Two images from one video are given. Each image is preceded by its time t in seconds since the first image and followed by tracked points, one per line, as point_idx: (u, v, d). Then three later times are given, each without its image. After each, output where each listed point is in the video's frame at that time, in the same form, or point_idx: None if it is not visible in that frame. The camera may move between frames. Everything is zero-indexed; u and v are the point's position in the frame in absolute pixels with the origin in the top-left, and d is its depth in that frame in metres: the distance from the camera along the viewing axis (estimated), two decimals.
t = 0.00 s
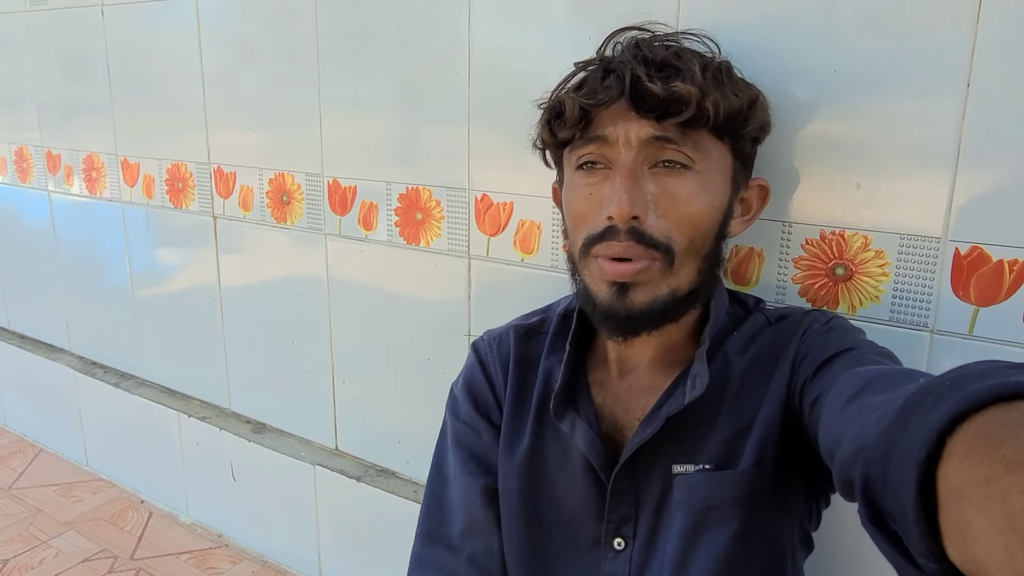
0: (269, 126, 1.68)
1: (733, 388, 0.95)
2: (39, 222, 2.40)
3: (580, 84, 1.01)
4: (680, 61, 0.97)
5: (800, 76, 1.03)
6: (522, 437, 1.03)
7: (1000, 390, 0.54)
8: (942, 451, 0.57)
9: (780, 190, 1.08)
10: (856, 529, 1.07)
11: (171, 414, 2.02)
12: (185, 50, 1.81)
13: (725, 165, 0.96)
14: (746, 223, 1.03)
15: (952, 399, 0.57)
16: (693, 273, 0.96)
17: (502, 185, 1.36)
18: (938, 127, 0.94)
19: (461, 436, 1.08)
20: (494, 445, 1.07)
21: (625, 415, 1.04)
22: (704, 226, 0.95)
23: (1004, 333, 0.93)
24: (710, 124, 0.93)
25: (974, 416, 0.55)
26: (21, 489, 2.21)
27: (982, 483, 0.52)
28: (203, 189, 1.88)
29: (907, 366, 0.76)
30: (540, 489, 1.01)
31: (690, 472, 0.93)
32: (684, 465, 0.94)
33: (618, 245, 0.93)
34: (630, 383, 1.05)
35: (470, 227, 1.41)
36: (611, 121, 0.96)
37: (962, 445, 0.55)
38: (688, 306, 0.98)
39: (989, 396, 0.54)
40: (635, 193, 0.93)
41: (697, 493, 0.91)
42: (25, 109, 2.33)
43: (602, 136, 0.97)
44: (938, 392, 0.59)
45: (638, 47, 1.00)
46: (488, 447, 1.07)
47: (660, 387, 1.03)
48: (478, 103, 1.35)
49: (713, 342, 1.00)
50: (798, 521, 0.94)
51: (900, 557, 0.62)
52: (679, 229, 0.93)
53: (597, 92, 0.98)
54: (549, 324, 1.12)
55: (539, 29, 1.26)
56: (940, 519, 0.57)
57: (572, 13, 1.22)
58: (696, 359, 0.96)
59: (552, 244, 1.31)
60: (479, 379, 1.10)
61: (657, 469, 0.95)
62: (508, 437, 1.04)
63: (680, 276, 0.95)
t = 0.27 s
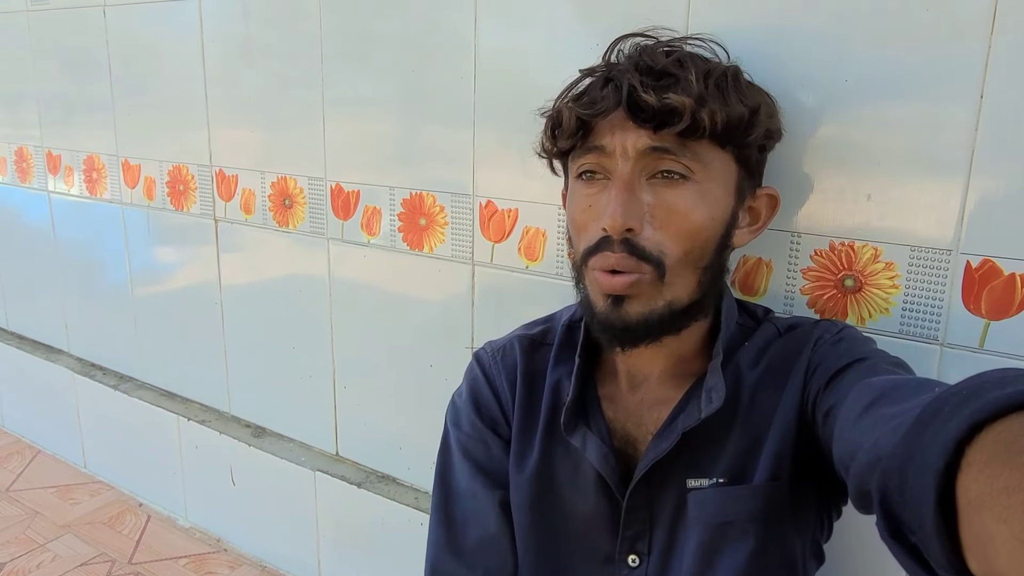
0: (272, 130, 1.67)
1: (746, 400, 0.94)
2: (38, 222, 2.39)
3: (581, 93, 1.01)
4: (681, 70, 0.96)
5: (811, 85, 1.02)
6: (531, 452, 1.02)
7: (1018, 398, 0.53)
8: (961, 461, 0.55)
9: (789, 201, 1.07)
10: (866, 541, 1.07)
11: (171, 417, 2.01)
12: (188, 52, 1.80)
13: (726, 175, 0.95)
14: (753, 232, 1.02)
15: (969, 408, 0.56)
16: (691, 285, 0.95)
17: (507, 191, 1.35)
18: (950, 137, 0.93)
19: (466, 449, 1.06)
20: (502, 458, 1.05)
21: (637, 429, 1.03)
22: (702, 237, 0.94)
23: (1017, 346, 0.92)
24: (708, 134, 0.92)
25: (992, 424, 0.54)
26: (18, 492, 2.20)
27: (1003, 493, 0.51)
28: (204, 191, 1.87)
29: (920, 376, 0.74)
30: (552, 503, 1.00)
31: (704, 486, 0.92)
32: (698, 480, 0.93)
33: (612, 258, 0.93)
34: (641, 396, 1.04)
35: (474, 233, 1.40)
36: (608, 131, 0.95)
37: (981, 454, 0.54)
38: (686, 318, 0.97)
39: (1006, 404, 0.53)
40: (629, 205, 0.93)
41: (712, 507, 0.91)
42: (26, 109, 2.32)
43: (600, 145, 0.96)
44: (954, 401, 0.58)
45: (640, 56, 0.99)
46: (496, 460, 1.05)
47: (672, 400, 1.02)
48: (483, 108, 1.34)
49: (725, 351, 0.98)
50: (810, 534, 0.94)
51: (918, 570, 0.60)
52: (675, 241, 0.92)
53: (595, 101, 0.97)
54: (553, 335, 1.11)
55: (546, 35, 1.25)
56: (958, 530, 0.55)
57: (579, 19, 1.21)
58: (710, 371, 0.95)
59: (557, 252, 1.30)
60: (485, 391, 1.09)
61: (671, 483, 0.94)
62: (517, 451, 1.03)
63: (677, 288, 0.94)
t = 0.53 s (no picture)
0: (267, 139, 1.67)
1: (743, 418, 0.94)
2: (34, 227, 2.39)
3: (588, 106, 0.99)
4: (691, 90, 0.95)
5: (805, 100, 1.02)
6: (524, 469, 1.01)
7: (1019, 426, 0.53)
8: (959, 489, 0.55)
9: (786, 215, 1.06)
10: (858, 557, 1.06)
11: (166, 424, 2.01)
12: (184, 59, 1.80)
13: (730, 199, 0.94)
14: (756, 254, 1.02)
15: (970, 436, 0.55)
16: (692, 309, 0.95)
17: (501, 202, 1.34)
18: (944, 154, 0.93)
19: (457, 463, 1.05)
20: (495, 474, 1.05)
21: (632, 447, 1.03)
22: (704, 262, 0.93)
23: (1010, 364, 0.92)
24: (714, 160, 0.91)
25: (992, 453, 0.53)
26: (13, 497, 2.20)
27: (1002, 523, 0.50)
28: (200, 198, 1.86)
29: (919, 400, 0.74)
30: (544, 520, 1.00)
31: (699, 504, 0.92)
32: (693, 497, 0.92)
33: (614, 280, 0.92)
34: (637, 413, 1.04)
35: (468, 244, 1.40)
36: (615, 150, 0.94)
37: (980, 483, 0.53)
38: (686, 341, 0.97)
39: (1006, 433, 0.53)
40: (634, 227, 0.92)
41: (706, 525, 0.90)
42: (22, 114, 2.32)
43: (606, 164, 0.95)
44: (955, 428, 0.58)
45: (651, 71, 0.98)
46: (488, 476, 1.05)
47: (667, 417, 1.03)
48: (478, 119, 1.34)
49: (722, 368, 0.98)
50: (801, 551, 0.93)
51: None
52: (676, 266, 0.92)
53: (603, 117, 0.96)
54: (547, 345, 1.10)
55: (541, 46, 1.24)
56: (956, 559, 0.55)
57: (574, 32, 1.21)
58: (708, 391, 0.94)
59: (551, 263, 1.30)
60: (477, 403, 1.08)
61: (666, 501, 0.93)
62: (510, 467, 1.02)
63: (677, 312, 0.94)
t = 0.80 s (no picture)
0: (265, 138, 1.68)
1: (736, 414, 0.94)
2: (32, 226, 2.39)
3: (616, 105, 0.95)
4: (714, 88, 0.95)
5: (799, 98, 1.03)
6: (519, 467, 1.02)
7: (1007, 422, 0.53)
8: (948, 484, 0.55)
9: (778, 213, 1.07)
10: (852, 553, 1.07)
11: (165, 422, 2.01)
12: (181, 59, 1.81)
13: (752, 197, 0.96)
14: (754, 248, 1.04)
15: (958, 432, 0.55)
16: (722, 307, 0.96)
17: (497, 201, 1.35)
18: (936, 152, 0.94)
19: (452, 464, 1.06)
20: (489, 475, 1.05)
21: (627, 444, 1.03)
22: (736, 260, 0.95)
23: (1002, 361, 0.92)
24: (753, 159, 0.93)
25: (980, 448, 0.54)
26: (12, 496, 2.20)
27: (989, 518, 0.51)
28: (198, 197, 1.87)
29: (911, 395, 0.74)
30: (538, 519, 1.00)
31: (693, 500, 0.92)
32: (687, 493, 0.93)
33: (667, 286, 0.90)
34: (632, 411, 1.05)
35: (464, 243, 1.41)
36: (657, 152, 0.91)
37: (968, 479, 0.54)
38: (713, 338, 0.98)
39: (995, 429, 0.53)
40: (685, 231, 0.90)
41: (700, 521, 0.91)
42: (21, 114, 2.33)
43: (648, 166, 0.92)
44: (944, 423, 0.58)
45: (670, 69, 0.97)
46: (482, 476, 1.05)
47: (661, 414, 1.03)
48: (474, 118, 1.35)
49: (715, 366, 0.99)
50: (795, 546, 0.93)
51: None
52: (718, 267, 0.92)
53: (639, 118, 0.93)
54: (541, 345, 1.11)
55: (536, 45, 1.25)
56: (944, 553, 0.55)
57: (570, 31, 1.21)
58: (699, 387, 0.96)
59: (547, 261, 1.30)
60: (473, 404, 1.09)
61: (660, 497, 0.94)
62: (504, 466, 1.03)
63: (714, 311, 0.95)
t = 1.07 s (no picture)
0: (265, 137, 1.67)
1: (743, 411, 0.94)
2: (32, 227, 2.39)
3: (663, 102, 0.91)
4: (745, 87, 0.95)
5: (801, 92, 1.03)
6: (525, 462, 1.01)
7: (1018, 422, 0.52)
8: (956, 485, 0.55)
9: (782, 207, 1.07)
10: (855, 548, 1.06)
11: (166, 423, 2.01)
12: (180, 58, 1.80)
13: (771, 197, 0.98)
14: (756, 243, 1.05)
15: (968, 431, 0.55)
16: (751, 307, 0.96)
17: (498, 198, 1.35)
18: (939, 145, 0.93)
19: (455, 457, 1.06)
20: (492, 470, 1.05)
21: (633, 440, 1.03)
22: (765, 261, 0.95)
23: (1006, 355, 0.92)
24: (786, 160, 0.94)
25: (990, 448, 0.53)
26: (13, 498, 2.20)
27: (998, 519, 0.51)
28: (198, 197, 1.87)
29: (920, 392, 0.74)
30: (543, 515, 1.00)
31: (700, 496, 0.92)
32: (693, 489, 0.93)
33: (720, 290, 0.88)
34: (639, 407, 1.05)
35: (465, 240, 1.40)
36: (708, 153, 0.89)
37: (976, 478, 0.53)
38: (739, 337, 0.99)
39: (1006, 429, 0.53)
40: (735, 234, 0.88)
41: (706, 518, 0.90)
42: (20, 115, 2.32)
43: (698, 167, 0.89)
44: (954, 423, 0.57)
45: (705, 66, 0.95)
46: (485, 471, 1.05)
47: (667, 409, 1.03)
48: (474, 115, 1.34)
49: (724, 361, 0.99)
50: (800, 543, 0.93)
51: None
52: (755, 269, 0.92)
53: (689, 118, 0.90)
54: (545, 339, 1.11)
55: (537, 41, 1.25)
56: (952, 553, 0.55)
57: (570, 27, 1.21)
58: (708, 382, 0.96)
59: (549, 258, 1.30)
60: (476, 398, 1.09)
61: (667, 493, 0.94)
62: (509, 461, 1.03)
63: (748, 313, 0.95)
